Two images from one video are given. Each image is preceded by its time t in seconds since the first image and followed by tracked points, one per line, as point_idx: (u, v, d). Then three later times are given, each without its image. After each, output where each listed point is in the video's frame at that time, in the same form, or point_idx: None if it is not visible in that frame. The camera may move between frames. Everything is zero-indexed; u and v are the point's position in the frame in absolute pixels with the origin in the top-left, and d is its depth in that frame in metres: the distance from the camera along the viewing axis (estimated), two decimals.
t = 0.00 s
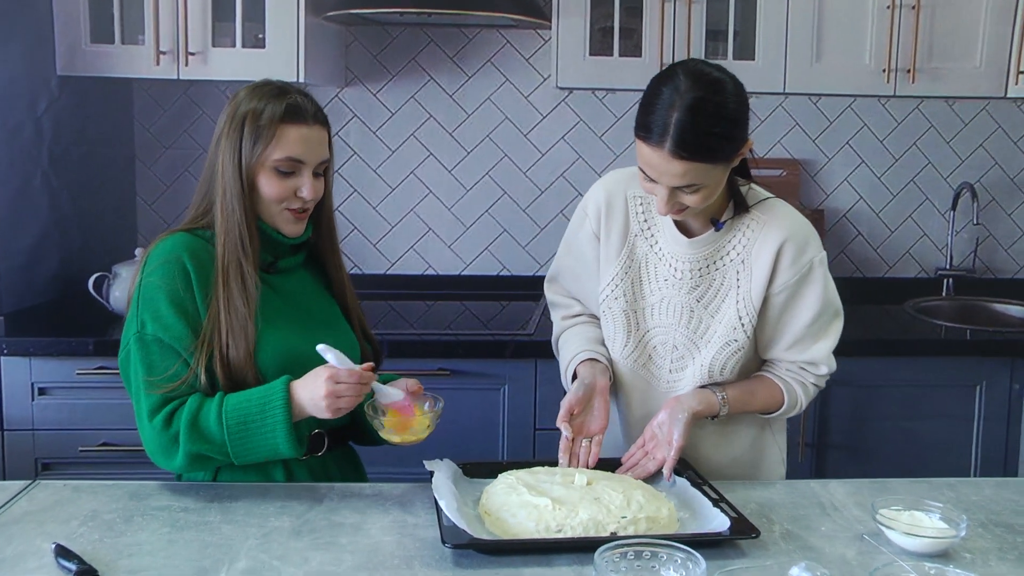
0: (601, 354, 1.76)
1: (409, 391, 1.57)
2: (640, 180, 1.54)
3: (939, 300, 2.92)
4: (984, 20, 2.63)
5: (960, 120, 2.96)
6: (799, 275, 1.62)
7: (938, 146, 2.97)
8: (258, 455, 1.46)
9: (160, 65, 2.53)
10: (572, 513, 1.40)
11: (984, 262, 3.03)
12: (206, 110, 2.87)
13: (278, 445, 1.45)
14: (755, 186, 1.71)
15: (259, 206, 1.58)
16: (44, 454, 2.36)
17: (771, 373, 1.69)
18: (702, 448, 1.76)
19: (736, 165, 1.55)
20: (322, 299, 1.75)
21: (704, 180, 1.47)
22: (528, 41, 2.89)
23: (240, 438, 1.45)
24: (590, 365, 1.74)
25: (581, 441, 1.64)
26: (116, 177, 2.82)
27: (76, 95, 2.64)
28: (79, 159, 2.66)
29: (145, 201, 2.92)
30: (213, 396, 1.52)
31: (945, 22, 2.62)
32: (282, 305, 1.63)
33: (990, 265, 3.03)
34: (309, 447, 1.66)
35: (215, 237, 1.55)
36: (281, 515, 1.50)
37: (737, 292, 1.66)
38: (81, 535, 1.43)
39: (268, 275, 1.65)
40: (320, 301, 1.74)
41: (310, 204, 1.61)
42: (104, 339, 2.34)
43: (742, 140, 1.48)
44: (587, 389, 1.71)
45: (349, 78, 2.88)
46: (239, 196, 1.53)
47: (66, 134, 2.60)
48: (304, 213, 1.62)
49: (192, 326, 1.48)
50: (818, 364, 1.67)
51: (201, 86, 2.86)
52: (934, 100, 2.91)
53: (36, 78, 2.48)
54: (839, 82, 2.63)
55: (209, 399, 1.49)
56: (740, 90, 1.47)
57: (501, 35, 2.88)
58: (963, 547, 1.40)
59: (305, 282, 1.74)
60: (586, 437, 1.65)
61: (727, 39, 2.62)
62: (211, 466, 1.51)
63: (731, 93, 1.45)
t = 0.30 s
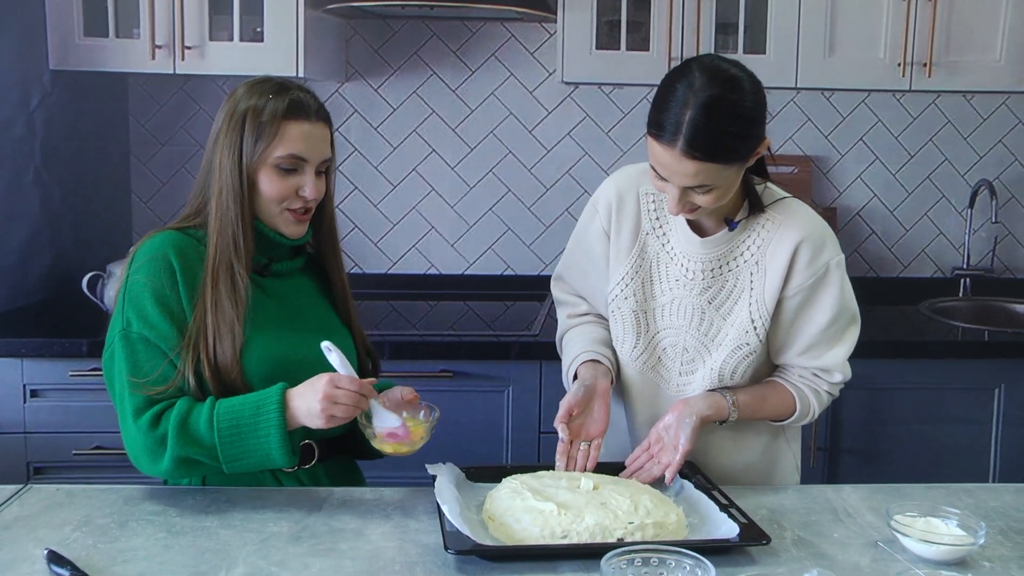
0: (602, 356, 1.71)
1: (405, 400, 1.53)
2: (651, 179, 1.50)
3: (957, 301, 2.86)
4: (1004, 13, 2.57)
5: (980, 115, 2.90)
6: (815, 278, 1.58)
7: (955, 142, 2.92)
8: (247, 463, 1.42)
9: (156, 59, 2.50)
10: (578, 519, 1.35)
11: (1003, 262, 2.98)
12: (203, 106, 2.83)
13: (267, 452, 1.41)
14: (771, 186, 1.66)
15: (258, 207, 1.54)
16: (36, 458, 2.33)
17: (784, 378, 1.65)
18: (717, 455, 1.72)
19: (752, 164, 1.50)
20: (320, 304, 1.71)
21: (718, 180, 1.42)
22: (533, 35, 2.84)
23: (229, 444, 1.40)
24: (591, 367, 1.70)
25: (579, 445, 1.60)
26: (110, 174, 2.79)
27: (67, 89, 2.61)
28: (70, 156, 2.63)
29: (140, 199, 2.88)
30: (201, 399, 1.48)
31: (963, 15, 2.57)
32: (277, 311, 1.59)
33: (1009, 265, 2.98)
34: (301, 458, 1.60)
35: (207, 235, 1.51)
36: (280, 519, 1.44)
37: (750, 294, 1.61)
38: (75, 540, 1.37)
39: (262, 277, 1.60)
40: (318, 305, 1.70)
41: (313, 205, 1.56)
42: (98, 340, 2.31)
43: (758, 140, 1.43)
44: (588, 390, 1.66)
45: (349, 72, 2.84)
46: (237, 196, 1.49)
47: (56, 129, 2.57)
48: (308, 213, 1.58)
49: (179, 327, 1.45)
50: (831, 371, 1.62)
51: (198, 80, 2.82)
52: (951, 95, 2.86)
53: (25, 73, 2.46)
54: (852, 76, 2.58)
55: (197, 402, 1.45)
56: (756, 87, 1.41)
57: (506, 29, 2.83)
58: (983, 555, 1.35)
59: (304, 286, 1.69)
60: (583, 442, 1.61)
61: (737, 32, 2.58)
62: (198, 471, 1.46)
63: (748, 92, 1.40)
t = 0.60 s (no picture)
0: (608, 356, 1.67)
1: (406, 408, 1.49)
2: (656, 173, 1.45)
3: (974, 302, 2.81)
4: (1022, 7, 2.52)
5: (998, 109, 2.85)
6: (826, 278, 1.52)
7: (971, 138, 2.86)
8: (240, 474, 1.37)
9: (148, 52, 2.47)
10: (581, 524, 1.30)
11: (1020, 260, 2.93)
12: (197, 100, 2.79)
13: (261, 463, 1.36)
14: (782, 183, 1.61)
15: (256, 206, 1.49)
16: (25, 462, 2.29)
17: (794, 381, 1.60)
18: (723, 460, 1.67)
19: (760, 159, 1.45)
20: (318, 306, 1.66)
21: (723, 176, 1.37)
22: (536, 28, 2.79)
23: (222, 455, 1.36)
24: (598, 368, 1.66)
25: (586, 447, 1.55)
26: (102, 171, 2.75)
27: (57, 84, 2.57)
28: (61, 154, 2.60)
29: (132, 195, 2.84)
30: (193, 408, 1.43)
31: (980, 9, 2.51)
32: (272, 314, 1.54)
33: None
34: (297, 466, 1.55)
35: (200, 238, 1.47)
36: (279, 526, 1.35)
37: (759, 294, 1.56)
38: (65, 547, 1.26)
39: (259, 279, 1.55)
40: (316, 307, 1.65)
41: (314, 203, 1.51)
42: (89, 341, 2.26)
43: (766, 134, 1.38)
44: (595, 393, 1.62)
45: (347, 65, 2.79)
46: (234, 194, 1.43)
47: (47, 125, 2.54)
48: (308, 211, 1.53)
49: (170, 333, 1.40)
50: (844, 374, 1.57)
51: (192, 74, 2.78)
52: (967, 89, 2.81)
53: (15, 66, 2.42)
54: (866, 70, 2.53)
55: (189, 412, 1.40)
56: (766, 80, 1.36)
57: (509, 22, 2.78)
58: (1000, 563, 1.27)
59: (303, 288, 1.64)
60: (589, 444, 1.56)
61: (746, 25, 2.53)
62: (190, 482, 1.42)
63: (756, 84, 1.34)
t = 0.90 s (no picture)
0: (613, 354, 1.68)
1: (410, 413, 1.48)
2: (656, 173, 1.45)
3: (974, 302, 2.81)
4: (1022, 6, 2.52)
5: (998, 109, 2.85)
6: (826, 277, 1.52)
7: (971, 138, 2.86)
8: (244, 476, 1.37)
9: (148, 52, 2.47)
10: (582, 525, 1.30)
11: (1020, 260, 2.93)
12: (197, 100, 2.79)
13: (265, 465, 1.36)
14: (781, 183, 1.60)
15: (255, 207, 1.49)
16: (24, 463, 2.29)
17: (795, 381, 1.60)
18: (723, 459, 1.67)
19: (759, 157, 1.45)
20: (320, 306, 1.66)
21: (722, 174, 1.37)
22: (536, 28, 2.79)
23: (226, 457, 1.36)
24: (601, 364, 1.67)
25: (592, 445, 1.56)
26: (101, 172, 2.75)
27: (56, 84, 2.57)
28: (61, 154, 2.60)
29: (131, 196, 2.84)
30: (196, 410, 1.43)
31: (980, 9, 2.51)
32: (274, 316, 1.54)
33: None
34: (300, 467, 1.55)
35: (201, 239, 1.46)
36: (278, 526, 1.35)
37: (758, 294, 1.56)
38: (65, 547, 1.26)
39: (261, 280, 1.55)
40: (319, 308, 1.65)
41: (312, 206, 1.51)
42: (88, 342, 2.26)
43: (764, 132, 1.38)
44: (599, 392, 1.62)
45: (347, 65, 2.79)
46: (235, 197, 1.43)
47: (47, 125, 2.54)
48: (306, 214, 1.52)
49: (172, 336, 1.40)
50: (844, 374, 1.57)
51: (192, 74, 2.78)
52: (967, 90, 2.81)
53: (14, 66, 2.42)
54: (866, 70, 2.53)
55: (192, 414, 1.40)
56: (764, 78, 1.36)
57: (509, 22, 2.78)
58: (1000, 563, 1.27)
59: (304, 288, 1.64)
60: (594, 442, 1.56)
61: (747, 25, 2.53)
62: (195, 484, 1.42)
63: (753, 82, 1.34)
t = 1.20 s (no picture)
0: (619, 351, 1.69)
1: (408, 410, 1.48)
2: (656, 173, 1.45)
3: (974, 302, 2.81)
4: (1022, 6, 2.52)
5: (998, 109, 2.85)
6: (831, 276, 1.51)
7: (972, 138, 2.86)
8: (241, 476, 1.37)
9: (148, 52, 2.47)
10: (582, 525, 1.30)
11: (1020, 260, 2.93)
12: (197, 100, 2.79)
13: (262, 465, 1.36)
14: (784, 182, 1.60)
15: (255, 208, 1.49)
16: (25, 463, 2.29)
17: (804, 380, 1.59)
18: (727, 460, 1.67)
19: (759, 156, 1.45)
20: (320, 307, 1.66)
21: (722, 174, 1.37)
22: (536, 28, 2.79)
23: (224, 457, 1.36)
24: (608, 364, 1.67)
25: (599, 442, 1.57)
26: (101, 172, 2.75)
27: (56, 84, 2.56)
28: (61, 154, 2.60)
29: (131, 196, 2.85)
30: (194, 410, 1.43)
31: (980, 9, 2.51)
32: (273, 316, 1.54)
33: None
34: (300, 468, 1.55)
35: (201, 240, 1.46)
36: (278, 526, 1.35)
37: (763, 293, 1.55)
38: (65, 547, 1.26)
39: (262, 281, 1.55)
40: (319, 309, 1.65)
41: (312, 207, 1.50)
42: (89, 342, 2.26)
43: (763, 131, 1.37)
44: (605, 388, 1.64)
45: (348, 66, 2.79)
46: (232, 194, 1.43)
47: (47, 125, 2.54)
48: (304, 216, 1.52)
49: (171, 336, 1.40)
50: (853, 370, 1.57)
51: (192, 74, 2.78)
52: (968, 90, 2.80)
53: (15, 65, 2.42)
54: (866, 70, 2.53)
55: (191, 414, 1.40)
56: (762, 77, 1.36)
57: (509, 22, 2.78)
58: (1000, 563, 1.27)
59: (305, 289, 1.64)
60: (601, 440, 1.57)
61: (747, 25, 2.53)
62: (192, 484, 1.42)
63: (752, 81, 1.34)
